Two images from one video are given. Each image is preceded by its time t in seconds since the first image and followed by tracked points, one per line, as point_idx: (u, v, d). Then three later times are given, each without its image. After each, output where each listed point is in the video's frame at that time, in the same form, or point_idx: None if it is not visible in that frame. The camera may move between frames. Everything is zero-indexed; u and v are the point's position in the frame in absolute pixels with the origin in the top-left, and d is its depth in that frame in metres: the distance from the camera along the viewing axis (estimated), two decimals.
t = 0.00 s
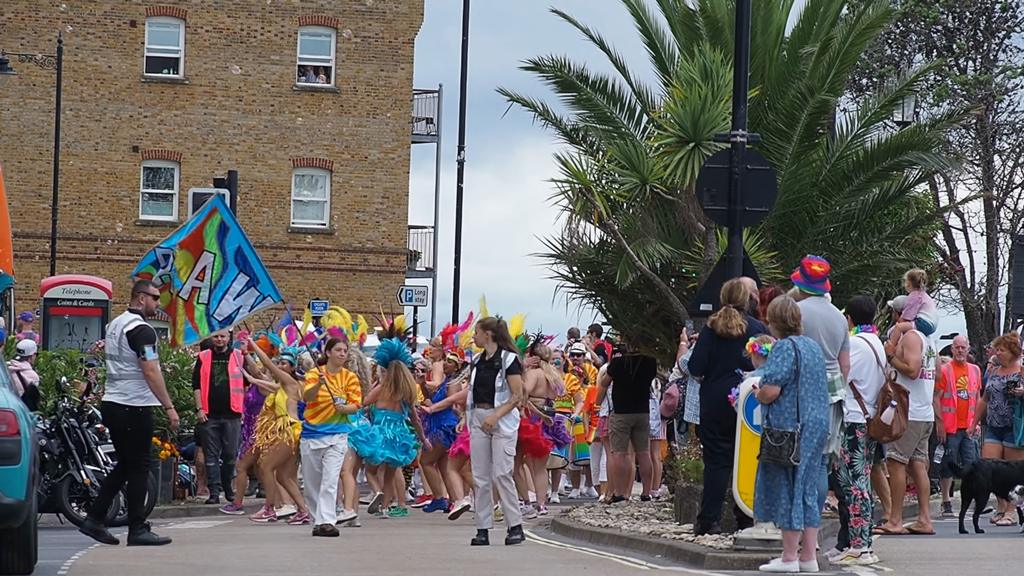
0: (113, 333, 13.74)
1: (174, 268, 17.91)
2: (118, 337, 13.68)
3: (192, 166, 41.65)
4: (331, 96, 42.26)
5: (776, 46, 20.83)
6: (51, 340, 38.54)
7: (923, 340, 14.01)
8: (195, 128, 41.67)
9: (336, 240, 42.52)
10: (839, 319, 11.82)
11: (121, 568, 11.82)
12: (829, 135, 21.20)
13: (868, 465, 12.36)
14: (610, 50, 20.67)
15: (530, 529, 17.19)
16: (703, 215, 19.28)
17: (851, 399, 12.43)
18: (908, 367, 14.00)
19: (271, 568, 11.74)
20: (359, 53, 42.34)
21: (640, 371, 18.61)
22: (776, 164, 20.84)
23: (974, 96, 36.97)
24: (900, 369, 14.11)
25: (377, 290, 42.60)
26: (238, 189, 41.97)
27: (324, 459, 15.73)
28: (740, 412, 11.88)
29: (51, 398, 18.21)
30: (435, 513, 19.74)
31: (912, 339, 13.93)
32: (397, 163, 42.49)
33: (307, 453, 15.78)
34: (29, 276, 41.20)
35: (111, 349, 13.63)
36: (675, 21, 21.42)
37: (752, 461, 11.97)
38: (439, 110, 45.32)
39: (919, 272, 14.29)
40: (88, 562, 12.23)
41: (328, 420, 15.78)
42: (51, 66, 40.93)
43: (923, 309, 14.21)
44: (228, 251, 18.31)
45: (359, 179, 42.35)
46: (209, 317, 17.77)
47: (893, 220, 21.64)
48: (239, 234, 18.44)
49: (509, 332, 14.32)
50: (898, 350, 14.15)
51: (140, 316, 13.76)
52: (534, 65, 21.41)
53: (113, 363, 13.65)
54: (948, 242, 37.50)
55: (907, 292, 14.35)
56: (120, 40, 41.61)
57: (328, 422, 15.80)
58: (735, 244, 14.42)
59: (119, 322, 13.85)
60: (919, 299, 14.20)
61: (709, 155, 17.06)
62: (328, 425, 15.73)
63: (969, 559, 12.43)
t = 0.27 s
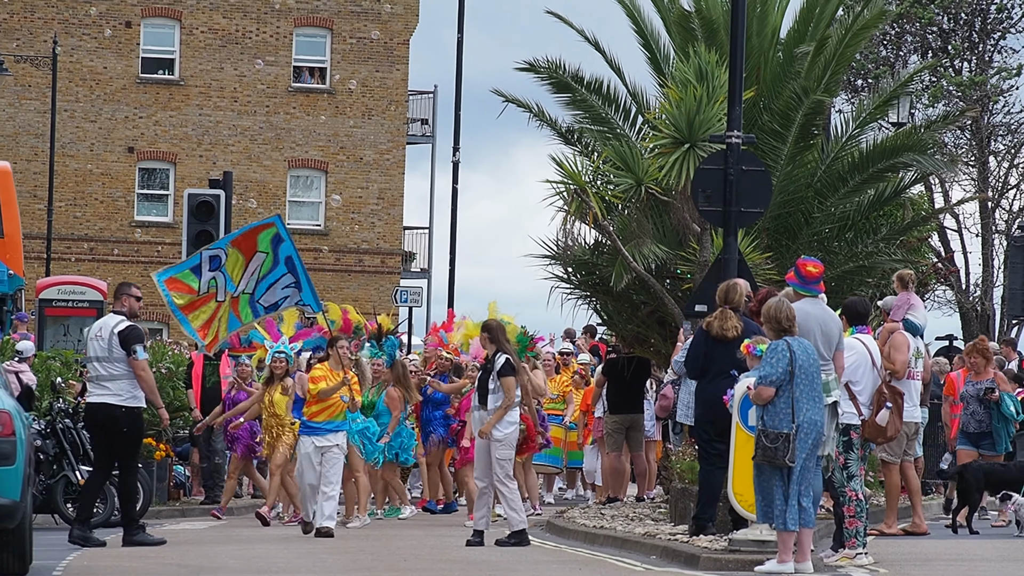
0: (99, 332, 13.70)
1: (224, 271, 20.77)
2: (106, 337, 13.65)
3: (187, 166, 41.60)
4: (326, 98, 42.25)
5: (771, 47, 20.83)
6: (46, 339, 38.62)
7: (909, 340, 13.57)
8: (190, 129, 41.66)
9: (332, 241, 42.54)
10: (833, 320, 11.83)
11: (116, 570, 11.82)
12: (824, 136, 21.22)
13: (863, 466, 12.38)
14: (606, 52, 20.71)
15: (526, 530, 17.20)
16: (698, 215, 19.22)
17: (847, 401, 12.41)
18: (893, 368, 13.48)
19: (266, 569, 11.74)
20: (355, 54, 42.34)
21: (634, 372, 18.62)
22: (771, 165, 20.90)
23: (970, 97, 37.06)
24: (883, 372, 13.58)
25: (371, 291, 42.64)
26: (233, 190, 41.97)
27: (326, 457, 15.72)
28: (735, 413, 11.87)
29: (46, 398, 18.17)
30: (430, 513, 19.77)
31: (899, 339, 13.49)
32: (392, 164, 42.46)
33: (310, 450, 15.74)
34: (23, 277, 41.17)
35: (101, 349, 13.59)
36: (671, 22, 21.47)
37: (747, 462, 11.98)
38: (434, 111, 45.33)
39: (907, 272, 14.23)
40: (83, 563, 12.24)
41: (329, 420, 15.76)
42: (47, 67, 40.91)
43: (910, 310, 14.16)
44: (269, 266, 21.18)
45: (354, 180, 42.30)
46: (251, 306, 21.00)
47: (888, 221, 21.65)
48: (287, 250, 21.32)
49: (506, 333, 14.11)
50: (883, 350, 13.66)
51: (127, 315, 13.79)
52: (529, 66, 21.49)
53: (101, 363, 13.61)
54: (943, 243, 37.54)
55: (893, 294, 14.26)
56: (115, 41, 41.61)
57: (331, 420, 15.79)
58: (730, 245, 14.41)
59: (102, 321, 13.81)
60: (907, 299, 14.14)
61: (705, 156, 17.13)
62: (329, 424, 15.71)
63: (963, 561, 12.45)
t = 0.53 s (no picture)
0: (81, 331, 13.78)
1: (291, 293, 21.66)
2: (89, 335, 13.74)
3: (183, 168, 41.62)
4: (322, 99, 42.24)
5: (767, 48, 20.92)
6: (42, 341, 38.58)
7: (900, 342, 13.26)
8: (186, 130, 41.67)
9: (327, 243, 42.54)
10: (828, 322, 11.87)
11: (112, 571, 11.81)
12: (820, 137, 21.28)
13: (858, 468, 12.36)
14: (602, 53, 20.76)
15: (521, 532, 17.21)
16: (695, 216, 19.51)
17: (842, 402, 12.42)
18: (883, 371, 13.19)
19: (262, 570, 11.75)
20: (351, 55, 42.33)
21: (629, 375, 18.58)
22: (767, 166, 20.94)
23: (966, 99, 37.10)
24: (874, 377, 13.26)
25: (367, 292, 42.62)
26: (229, 192, 41.97)
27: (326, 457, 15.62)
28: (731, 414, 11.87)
29: (42, 400, 18.16)
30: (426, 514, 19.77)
31: (888, 341, 13.22)
32: (388, 165, 42.47)
33: (313, 448, 15.54)
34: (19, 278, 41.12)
35: (84, 347, 13.68)
36: (667, 24, 21.54)
37: (743, 463, 11.98)
38: (430, 113, 45.33)
39: (896, 274, 14.15)
40: (79, 565, 12.25)
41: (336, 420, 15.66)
42: (43, 68, 40.89)
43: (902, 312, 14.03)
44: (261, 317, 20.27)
45: (350, 181, 42.31)
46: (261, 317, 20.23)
47: (884, 223, 21.72)
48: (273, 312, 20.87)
49: (507, 334, 14.05)
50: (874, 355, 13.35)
51: (108, 314, 13.89)
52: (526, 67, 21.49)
53: (84, 360, 13.69)
54: (939, 245, 37.58)
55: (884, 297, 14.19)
56: (111, 42, 41.60)
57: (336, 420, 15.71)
58: (726, 246, 14.40)
59: (83, 320, 13.89)
60: (897, 302, 14.02)
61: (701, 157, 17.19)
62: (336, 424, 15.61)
63: (959, 562, 12.46)
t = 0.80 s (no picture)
0: (71, 332, 13.81)
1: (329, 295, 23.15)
2: (79, 338, 13.77)
3: (181, 169, 41.65)
4: (320, 100, 42.22)
5: (766, 51, 21.09)
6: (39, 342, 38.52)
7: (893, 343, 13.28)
8: (183, 132, 41.66)
9: (324, 244, 42.62)
10: (826, 324, 11.87)
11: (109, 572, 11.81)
12: (818, 139, 21.38)
13: (856, 470, 12.33)
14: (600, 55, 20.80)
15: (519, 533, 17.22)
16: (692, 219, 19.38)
17: (839, 404, 12.37)
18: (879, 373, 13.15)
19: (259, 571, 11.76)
20: (348, 57, 42.31)
21: (627, 376, 18.64)
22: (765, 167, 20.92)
23: (963, 101, 37.14)
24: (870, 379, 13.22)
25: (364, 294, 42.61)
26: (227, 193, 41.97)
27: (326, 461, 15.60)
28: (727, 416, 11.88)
29: (40, 401, 18.17)
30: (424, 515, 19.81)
31: (884, 343, 13.24)
32: (385, 167, 42.49)
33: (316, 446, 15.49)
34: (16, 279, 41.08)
35: (74, 349, 13.72)
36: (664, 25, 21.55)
37: (740, 465, 11.97)
38: (428, 114, 45.32)
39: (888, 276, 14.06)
40: (76, 566, 12.25)
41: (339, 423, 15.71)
42: (40, 69, 40.87)
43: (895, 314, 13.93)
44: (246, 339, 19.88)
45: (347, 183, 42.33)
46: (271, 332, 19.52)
47: (881, 224, 21.79)
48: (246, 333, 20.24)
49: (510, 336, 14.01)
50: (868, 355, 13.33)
51: (97, 315, 13.90)
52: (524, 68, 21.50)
53: (73, 363, 13.73)
54: (936, 246, 37.61)
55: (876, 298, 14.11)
56: (109, 44, 41.60)
57: (334, 423, 15.72)
58: (722, 248, 14.47)
59: (73, 321, 13.92)
60: (889, 304, 13.92)
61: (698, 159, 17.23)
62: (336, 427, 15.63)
63: (956, 564, 12.46)
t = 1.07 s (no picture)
0: (68, 336, 13.76)
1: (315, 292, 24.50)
2: (77, 343, 13.74)
3: (179, 170, 41.70)
4: (318, 102, 42.22)
5: (763, 52, 21.15)
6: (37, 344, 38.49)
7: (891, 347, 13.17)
8: (182, 133, 41.66)
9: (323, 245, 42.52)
10: (825, 326, 11.87)
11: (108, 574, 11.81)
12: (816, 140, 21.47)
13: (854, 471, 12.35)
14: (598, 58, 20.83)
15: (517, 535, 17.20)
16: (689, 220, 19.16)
17: (837, 406, 12.38)
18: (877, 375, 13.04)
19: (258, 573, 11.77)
20: (346, 58, 42.31)
21: (625, 377, 18.52)
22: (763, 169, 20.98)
23: (961, 102, 37.20)
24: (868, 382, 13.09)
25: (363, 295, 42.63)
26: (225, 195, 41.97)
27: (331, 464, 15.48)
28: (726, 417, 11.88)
29: (38, 403, 18.16)
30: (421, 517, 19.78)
31: (881, 345, 13.10)
32: (383, 168, 42.56)
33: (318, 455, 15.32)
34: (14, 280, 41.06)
35: (71, 355, 13.70)
36: (663, 26, 21.59)
37: (738, 466, 11.98)
38: (426, 116, 45.34)
39: (882, 278, 14.14)
40: (75, 567, 12.26)
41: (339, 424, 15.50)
42: (39, 70, 40.87)
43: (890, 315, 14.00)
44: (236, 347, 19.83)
45: (345, 184, 42.35)
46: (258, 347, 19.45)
47: (880, 227, 21.76)
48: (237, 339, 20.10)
49: (515, 337, 14.01)
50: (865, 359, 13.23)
51: (95, 320, 13.85)
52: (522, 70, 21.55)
53: (70, 367, 13.72)
54: (935, 248, 37.63)
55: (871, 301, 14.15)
56: (107, 45, 41.59)
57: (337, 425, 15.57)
58: (721, 250, 14.47)
59: (71, 324, 13.85)
60: (885, 305, 13.99)
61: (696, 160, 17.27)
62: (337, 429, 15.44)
63: (955, 566, 12.47)
